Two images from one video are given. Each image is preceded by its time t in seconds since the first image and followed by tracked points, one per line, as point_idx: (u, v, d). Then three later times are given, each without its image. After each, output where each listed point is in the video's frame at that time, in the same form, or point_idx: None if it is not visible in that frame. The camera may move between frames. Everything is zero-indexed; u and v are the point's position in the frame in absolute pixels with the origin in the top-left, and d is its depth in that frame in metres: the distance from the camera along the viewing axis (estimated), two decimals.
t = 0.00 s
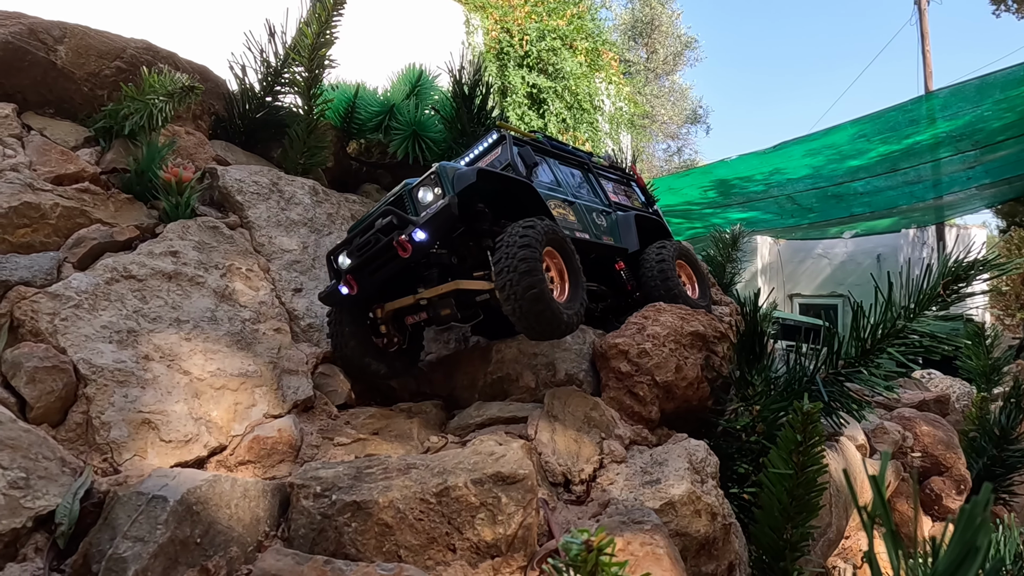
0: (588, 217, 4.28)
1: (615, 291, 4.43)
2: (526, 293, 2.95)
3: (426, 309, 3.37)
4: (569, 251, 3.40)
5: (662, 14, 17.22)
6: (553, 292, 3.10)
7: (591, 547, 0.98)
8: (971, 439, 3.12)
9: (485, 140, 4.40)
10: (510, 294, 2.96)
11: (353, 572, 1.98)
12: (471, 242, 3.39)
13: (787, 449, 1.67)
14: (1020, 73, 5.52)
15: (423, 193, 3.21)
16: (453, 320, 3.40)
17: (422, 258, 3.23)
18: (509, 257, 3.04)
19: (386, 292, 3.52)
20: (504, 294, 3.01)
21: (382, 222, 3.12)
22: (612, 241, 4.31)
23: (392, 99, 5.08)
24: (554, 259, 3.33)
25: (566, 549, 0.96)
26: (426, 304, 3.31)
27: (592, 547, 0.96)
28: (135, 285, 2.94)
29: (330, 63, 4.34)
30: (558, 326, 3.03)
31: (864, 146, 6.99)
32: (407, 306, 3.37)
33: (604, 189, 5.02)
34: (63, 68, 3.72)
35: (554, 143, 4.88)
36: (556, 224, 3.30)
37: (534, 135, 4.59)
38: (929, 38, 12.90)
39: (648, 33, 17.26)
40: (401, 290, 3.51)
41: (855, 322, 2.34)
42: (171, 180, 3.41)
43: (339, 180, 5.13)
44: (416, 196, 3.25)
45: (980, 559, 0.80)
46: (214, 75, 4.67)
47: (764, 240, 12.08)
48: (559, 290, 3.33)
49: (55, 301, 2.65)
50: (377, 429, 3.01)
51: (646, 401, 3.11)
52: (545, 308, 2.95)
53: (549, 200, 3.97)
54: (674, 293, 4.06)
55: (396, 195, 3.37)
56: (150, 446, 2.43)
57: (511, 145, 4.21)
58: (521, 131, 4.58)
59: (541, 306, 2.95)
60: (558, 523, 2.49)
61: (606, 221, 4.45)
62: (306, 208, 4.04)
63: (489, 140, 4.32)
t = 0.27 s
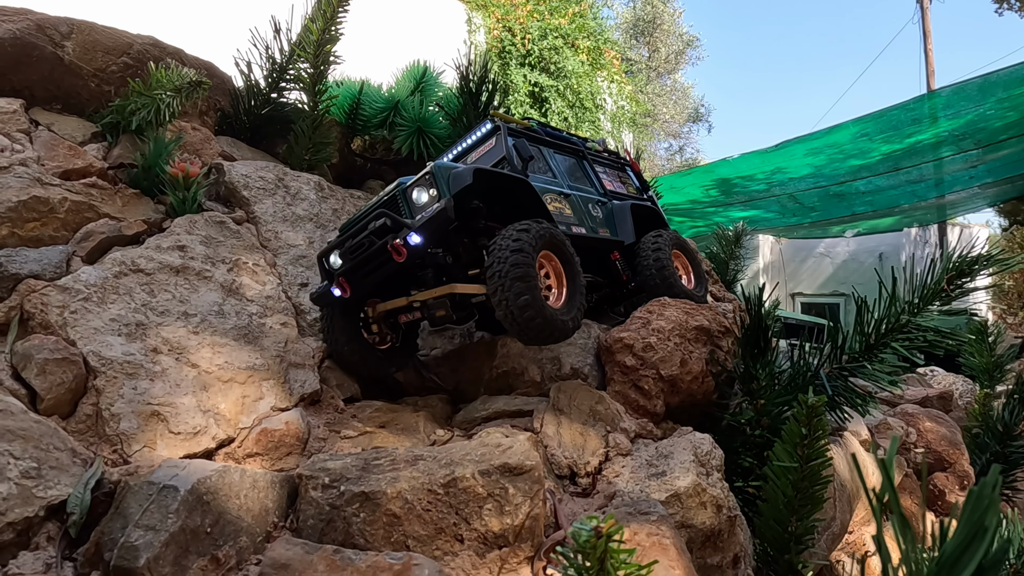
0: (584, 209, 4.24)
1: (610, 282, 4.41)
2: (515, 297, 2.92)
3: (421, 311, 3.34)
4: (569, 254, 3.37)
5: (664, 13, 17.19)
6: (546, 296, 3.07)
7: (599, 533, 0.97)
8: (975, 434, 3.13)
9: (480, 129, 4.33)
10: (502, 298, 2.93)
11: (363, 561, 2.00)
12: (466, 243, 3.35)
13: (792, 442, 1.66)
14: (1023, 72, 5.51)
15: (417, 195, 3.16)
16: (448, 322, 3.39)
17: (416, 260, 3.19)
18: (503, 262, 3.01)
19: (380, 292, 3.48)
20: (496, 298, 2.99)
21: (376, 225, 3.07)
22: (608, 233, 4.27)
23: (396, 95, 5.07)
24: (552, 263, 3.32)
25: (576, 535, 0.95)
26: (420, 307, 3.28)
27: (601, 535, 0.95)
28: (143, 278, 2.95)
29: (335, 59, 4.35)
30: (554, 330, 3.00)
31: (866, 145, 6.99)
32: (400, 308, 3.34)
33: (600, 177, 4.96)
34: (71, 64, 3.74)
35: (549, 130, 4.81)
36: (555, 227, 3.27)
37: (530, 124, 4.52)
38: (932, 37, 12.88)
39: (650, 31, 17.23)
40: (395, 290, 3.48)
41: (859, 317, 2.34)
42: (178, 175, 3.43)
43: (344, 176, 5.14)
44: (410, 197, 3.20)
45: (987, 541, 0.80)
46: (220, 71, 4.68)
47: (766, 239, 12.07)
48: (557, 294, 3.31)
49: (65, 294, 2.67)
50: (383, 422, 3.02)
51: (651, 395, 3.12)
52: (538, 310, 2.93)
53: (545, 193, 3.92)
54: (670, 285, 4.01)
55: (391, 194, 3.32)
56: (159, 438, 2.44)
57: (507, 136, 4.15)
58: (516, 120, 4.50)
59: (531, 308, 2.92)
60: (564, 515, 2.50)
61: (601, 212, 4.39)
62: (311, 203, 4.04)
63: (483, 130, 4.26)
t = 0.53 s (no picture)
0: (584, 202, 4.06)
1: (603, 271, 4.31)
2: (515, 309, 2.83)
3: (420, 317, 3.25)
4: (576, 270, 3.30)
5: (665, 11, 17.14)
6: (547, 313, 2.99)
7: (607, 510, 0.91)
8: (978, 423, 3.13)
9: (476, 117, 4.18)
10: (502, 315, 2.85)
11: (370, 541, 2.01)
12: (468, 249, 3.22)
13: (795, 428, 1.67)
14: None
15: (421, 202, 2.98)
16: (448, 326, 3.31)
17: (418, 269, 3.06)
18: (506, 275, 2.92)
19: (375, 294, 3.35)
20: (496, 310, 2.90)
21: (378, 235, 2.89)
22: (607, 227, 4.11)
23: (400, 88, 5.07)
24: (558, 277, 3.25)
25: (581, 510, 0.88)
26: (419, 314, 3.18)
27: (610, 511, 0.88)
28: (150, 266, 2.97)
29: (340, 51, 4.36)
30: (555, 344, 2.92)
31: (868, 143, 6.98)
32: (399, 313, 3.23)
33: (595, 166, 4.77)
34: (77, 55, 3.75)
35: (544, 117, 4.59)
36: (563, 241, 3.21)
37: (528, 111, 4.36)
38: (934, 35, 12.87)
39: (652, 30, 17.20)
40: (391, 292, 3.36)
41: (862, 307, 2.35)
42: (184, 165, 3.44)
43: (348, 169, 5.16)
44: (413, 203, 3.01)
45: (989, 507, 0.70)
46: (225, 64, 4.69)
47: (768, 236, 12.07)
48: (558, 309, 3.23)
49: (73, 280, 2.69)
50: (389, 410, 3.05)
51: (655, 383, 3.14)
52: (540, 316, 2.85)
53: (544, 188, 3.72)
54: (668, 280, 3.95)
55: (390, 196, 3.12)
56: (167, 423, 2.46)
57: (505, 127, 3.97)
58: (512, 106, 4.33)
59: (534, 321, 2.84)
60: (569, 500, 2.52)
61: (600, 203, 4.22)
62: (316, 194, 4.06)
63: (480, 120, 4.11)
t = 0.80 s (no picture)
0: (590, 211, 3.78)
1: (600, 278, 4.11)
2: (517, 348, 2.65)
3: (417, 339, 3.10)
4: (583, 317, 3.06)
5: (666, 10, 17.00)
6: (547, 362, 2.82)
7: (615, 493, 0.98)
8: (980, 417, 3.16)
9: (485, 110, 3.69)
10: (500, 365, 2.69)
11: (379, 528, 2.03)
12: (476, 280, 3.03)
13: (799, 420, 1.69)
14: None
15: (433, 239, 2.72)
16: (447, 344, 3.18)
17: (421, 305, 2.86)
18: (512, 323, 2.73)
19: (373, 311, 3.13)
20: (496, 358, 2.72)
21: (385, 271, 2.65)
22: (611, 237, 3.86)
23: (403, 83, 5.07)
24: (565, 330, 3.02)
25: (591, 493, 0.95)
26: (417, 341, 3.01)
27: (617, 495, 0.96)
28: (157, 258, 2.99)
29: (344, 46, 4.37)
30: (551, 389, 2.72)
31: (869, 142, 6.97)
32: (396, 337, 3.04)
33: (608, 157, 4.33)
34: (83, 49, 3.77)
35: (558, 106, 4.07)
36: (576, 292, 3.04)
37: (544, 104, 3.82)
38: (935, 34, 12.87)
39: (653, 29, 17.19)
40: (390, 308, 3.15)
41: (865, 301, 2.37)
42: (190, 158, 3.45)
43: (351, 164, 5.17)
44: (424, 238, 2.75)
45: (994, 480, 0.70)
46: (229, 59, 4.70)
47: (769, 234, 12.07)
48: (557, 358, 2.97)
49: (81, 271, 2.70)
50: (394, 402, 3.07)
51: (659, 375, 3.15)
52: (542, 348, 2.74)
53: (555, 202, 3.51)
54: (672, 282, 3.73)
55: (401, 222, 2.87)
56: (175, 412, 2.48)
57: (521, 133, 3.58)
58: (524, 98, 3.79)
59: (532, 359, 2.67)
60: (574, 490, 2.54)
61: (605, 207, 3.94)
62: (321, 188, 4.07)
63: (492, 115, 3.65)
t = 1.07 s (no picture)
0: (587, 208, 3.69)
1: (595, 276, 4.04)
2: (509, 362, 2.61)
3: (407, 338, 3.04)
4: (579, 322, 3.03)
5: (666, 10, 17.10)
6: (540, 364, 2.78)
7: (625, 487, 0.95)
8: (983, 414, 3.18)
9: (484, 102, 3.62)
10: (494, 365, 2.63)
11: (387, 521, 2.04)
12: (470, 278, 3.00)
13: (802, 416, 1.72)
14: None
15: (432, 236, 2.70)
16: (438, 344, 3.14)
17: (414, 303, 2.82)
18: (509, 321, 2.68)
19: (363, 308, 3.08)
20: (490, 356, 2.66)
21: (382, 266, 2.61)
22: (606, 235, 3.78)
23: (407, 81, 5.07)
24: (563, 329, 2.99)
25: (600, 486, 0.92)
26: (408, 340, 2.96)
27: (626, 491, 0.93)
28: (163, 254, 3.00)
29: (347, 44, 4.36)
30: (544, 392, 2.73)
31: (869, 142, 6.95)
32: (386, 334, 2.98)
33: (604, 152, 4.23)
34: (88, 47, 3.77)
35: (557, 99, 3.97)
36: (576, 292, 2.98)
37: (544, 98, 3.73)
38: (935, 34, 12.88)
39: (652, 28, 17.17)
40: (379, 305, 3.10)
41: (868, 298, 2.38)
42: (195, 155, 3.46)
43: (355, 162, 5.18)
44: (423, 235, 2.73)
45: (1005, 468, 0.71)
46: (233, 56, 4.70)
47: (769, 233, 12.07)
48: (554, 359, 2.95)
49: (88, 267, 2.71)
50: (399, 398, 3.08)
51: (663, 371, 3.16)
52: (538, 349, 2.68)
53: (553, 201, 3.42)
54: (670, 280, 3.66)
55: (398, 216, 2.82)
56: (183, 407, 2.49)
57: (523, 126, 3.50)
58: (524, 91, 3.71)
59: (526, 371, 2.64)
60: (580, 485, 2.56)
61: (602, 204, 3.85)
62: (325, 185, 4.08)
63: (492, 108, 3.59)
